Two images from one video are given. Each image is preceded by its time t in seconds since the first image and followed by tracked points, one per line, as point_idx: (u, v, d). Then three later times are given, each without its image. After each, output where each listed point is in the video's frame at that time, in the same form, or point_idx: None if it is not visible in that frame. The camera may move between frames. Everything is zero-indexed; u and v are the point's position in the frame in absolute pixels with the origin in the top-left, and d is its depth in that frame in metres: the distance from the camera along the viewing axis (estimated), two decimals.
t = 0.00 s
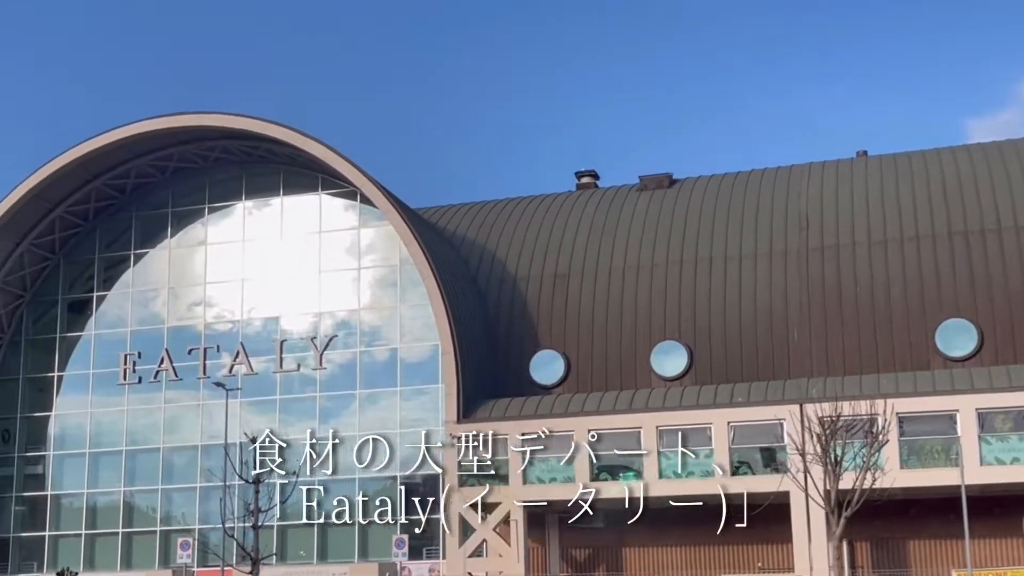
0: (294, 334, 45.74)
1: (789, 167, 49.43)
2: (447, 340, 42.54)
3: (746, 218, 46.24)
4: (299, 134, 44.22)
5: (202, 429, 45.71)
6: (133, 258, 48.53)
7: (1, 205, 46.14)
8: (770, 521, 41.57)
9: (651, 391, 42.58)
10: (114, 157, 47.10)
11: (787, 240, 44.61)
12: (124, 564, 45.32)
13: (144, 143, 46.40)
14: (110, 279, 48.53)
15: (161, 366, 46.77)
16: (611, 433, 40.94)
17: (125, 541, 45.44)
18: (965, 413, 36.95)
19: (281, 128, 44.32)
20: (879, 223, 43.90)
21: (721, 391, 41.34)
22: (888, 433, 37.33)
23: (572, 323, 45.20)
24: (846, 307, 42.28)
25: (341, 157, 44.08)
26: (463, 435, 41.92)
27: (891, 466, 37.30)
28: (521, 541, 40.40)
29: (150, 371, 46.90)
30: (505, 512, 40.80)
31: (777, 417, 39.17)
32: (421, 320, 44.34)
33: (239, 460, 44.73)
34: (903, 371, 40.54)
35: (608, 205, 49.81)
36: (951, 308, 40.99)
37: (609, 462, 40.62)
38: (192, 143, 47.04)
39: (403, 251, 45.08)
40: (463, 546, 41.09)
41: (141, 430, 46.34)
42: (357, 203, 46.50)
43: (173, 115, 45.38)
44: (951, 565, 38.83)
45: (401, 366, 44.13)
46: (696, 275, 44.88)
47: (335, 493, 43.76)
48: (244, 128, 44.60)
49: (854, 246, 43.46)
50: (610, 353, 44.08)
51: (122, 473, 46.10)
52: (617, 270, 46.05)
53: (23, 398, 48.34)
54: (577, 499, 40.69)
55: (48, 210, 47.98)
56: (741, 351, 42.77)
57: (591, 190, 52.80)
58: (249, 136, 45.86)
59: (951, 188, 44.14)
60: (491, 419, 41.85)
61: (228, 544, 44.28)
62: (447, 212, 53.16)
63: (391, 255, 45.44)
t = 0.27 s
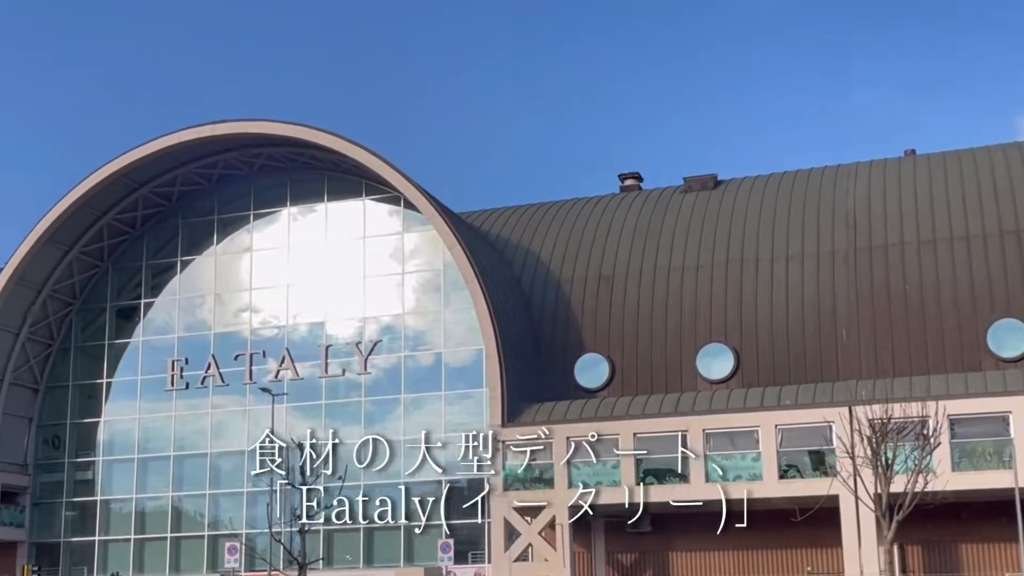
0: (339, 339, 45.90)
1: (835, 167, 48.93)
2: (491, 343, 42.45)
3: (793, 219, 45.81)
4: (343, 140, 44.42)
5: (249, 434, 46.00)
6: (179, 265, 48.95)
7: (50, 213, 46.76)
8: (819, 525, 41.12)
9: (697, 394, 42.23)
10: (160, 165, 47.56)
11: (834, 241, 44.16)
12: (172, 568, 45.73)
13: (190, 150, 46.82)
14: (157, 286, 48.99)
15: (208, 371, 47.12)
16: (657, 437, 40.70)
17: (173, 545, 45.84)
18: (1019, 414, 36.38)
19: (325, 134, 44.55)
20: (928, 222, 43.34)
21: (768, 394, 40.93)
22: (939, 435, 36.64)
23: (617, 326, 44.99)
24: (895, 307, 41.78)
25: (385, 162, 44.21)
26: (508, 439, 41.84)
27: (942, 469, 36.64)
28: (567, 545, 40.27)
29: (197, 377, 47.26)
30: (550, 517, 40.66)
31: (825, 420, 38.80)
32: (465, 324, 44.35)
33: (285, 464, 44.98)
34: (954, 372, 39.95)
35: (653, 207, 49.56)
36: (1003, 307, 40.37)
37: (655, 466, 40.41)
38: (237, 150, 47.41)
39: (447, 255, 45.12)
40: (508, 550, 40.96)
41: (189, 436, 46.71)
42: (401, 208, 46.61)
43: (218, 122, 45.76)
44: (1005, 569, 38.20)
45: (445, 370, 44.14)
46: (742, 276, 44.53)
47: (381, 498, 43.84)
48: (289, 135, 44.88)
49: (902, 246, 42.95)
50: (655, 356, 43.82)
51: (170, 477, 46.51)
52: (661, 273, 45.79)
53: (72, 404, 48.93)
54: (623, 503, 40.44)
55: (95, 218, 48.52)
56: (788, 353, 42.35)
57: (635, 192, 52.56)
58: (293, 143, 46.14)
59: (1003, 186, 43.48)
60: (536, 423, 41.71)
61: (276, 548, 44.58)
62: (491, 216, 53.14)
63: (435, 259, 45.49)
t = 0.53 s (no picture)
0: (382, 342, 46.07)
1: (880, 166, 48.48)
2: (533, 346, 42.35)
3: (837, 219, 45.41)
4: (385, 144, 44.60)
5: (293, 438, 46.31)
6: (224, 270, 49.35)
7: (97, 219, 47.34)
8: (865, 528, 40.75)
9: (741, 396, 41.95)
10: (204, 171, 47.97)
11: (880, 241, 43.74)
12: (218, 571, 46.15)
13: (234, 156, 47.19)
14: (202, 291, 49.43)
15: (252, 375, 47.48)
16: (701, 439, 40.50)
17: (219, 548, 46.27)
18: None
19: (368, 139, 44.77)
20: (976, 222, 42.82)
21: (813, 396, 40.57)
22: (987, 438, 36.16)
23: (660, 328, 44.80)
24: (943, 309, 41.33)
25: (427, 167, 44.34)
26: (551, 441, 41.78)
27: (992, 472, 36.19)
28: (610, 549, 40.22)
29: (242, 381, 47.64)
30: (593, 520, 40.56)
31: (871, 422, 38.45)
32: (508, 327, 44.37)
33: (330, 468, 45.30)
34: (1003, 374, 39.45)
35: (695, 208, 49.32)
36: None
37: (698, 469, 40.22)
38: (280, 156, 47.75)
39: (489, 258, 45.17)
40: (552, 553, 40.89)
41: (234, 440, 47.09)
42: (443, 212, 46.72)
43: (262, 128, 46.10)
44: None
45: (488, 373, 44.19)
46: (786, 277, 44.19)
47: (424, 501, 43.98)
48: (332, 140, 45.14)
49: (949, 246, 42.47)
50: (699, 358, 43.57)
51: (215, 481, 46.91)
52: (705, 274, 45.54)
53: (119, 408, 49.47)
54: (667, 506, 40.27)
55: (141, 224, 49.04)
56: (833, 355, 41.98)
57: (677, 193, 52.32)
58: (336, 148, 46.40)
59: None
60: (580, 425, 41.60)
61: (320, 552, 44.88)
62: (533, 218, 53.13)
63: (477, 263, 45.55)
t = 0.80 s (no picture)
0: (422, 344, 46.19)
1: (923, 165, 47.98)
2: (572, 347, 42.24)
3: (879, 219, 44.98)
4: (424, 147, 44.73)
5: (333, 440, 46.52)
6: (265, 273, 49.67)
7: (140, 223, 47.82)
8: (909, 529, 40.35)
9: (782, 397, 41.64)
10: (245, 175, 48.32)
11: (923, 240, 43.29)
12: (259, 572, 46.47)
13: (274, 160, 47.52)
14: (243, 294, 49.78)
15: (293, 378, 47.77)
16: (742, 441, 40.25)
17: (260, 550, 46.60)
18: None
19: (407, 141, 44.89)
20: (1021, 220, 42.26)
21: (856, 396, 40.20)
22: None
23: (700, 329, 44.56)
24: (987, 309, 40.85)
25: (467, 169, 44.40)
26: (590, 444, 41.59)
27: None
28: (651, 550, 40.05)
29: (282, 383, 47.95)
30: (633, 521, 40.43)
31: (915, 423, 38.02)
32: (547, 329, 44.34)
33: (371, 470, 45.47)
34: None
35: (735, 209, 49.03)
36: None
37: (740, 471, 39.98)
38: (321, 159, 48.02)
39: (528, 260, 45.17)
40: (592, 555, 40.75)
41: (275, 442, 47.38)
42: (482, 214, 46.77)
43: (302, 132, 46.37)
44: None
45: (527, 375, 44.18)
46: (827, 277, 43.83)
47: (464, 503, 44.05)
48: (372, 143, 45.34)
49: (994, 245, 41.96)
50: (739, 359, 43.28)
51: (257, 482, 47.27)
52: (745, 275, 45.27)
53: (162, 410, 49.93)
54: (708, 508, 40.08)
55: (183, 228, 49.45)
56: (875, 355, 41.58)
57: (717, 194, 52.04)
58: (375, 151, 46.59)
59: None
60: (620, 427, 41.44)
61: (361, 553, 45.10)
62: (572, 220, 53.07)
63: (516, 264, 45.56)
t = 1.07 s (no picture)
0: (458, 345, 46.24)
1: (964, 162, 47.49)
2: (609, 348, 42.11)
3: (919, 216, 44.56)
4: (459, 147, 44.77)
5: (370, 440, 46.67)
6: (302, 274, 49.89)
7: (179, 225, 48.25)
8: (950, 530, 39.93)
9: (821, 397, 41.32)
10: (282, 176, 48.58)
11: (964, 238, 42.85)
12: (297, 572, 46.70)
13: (311, 161, 47.75)
14: (280, 295, 50.04)
15: (331, 378, 47.97)
16: (780, 441, 39.98)
17: (299, 550, 46.88)
18: None
19: (444, 142, 44.95)
20: None
21: (896, 396, 39.83)
22: None
23: (738, 329, 44.30)
24: None
25: (503, 169, 44.41)
26: (627, 445, 41.44)
27: None
28: (689, 551, 39.90)
29: (320, 384, 48.16)
30: (671, 522, 40.23)
31: (957, 423, 37.58)
32: (583, 329, 44.28)
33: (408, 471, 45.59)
34: None
35: (773, 207, 48.71)
36: None
37: (778, 471, 39.71)
38: (357, 160, 48.18)
39: (564, 260, 45.11)
40: (629, 556, 40.62)
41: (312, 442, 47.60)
42: (518, 214, 46.76)
43: (339, 133, 46.56)
44: None
45: (563, 375, 44.12)
46: (867, 276, 43.46)
47: (501, 503, 44.07)
48: (408, 144, 45.45)
49: None
50: (778, 359, 42.98)
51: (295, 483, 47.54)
52: (783, 274, 44.97)
53: (201, 411, 50.29)
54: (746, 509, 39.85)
55: (221, 229, 49.77)
56: (916, 355, 41.17)
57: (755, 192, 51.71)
58: (412, 151, 46.70)
59: None
60: (657, 427, 41.27)
61: (398, 553, 45.22)
62: (608, 219, 52.94)
63: (552, 264, 45.52)
